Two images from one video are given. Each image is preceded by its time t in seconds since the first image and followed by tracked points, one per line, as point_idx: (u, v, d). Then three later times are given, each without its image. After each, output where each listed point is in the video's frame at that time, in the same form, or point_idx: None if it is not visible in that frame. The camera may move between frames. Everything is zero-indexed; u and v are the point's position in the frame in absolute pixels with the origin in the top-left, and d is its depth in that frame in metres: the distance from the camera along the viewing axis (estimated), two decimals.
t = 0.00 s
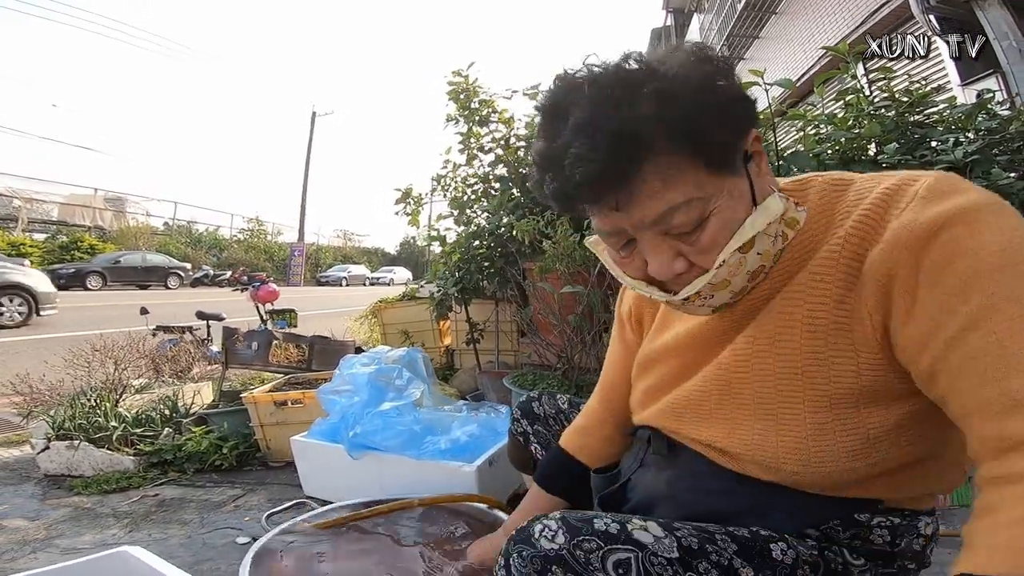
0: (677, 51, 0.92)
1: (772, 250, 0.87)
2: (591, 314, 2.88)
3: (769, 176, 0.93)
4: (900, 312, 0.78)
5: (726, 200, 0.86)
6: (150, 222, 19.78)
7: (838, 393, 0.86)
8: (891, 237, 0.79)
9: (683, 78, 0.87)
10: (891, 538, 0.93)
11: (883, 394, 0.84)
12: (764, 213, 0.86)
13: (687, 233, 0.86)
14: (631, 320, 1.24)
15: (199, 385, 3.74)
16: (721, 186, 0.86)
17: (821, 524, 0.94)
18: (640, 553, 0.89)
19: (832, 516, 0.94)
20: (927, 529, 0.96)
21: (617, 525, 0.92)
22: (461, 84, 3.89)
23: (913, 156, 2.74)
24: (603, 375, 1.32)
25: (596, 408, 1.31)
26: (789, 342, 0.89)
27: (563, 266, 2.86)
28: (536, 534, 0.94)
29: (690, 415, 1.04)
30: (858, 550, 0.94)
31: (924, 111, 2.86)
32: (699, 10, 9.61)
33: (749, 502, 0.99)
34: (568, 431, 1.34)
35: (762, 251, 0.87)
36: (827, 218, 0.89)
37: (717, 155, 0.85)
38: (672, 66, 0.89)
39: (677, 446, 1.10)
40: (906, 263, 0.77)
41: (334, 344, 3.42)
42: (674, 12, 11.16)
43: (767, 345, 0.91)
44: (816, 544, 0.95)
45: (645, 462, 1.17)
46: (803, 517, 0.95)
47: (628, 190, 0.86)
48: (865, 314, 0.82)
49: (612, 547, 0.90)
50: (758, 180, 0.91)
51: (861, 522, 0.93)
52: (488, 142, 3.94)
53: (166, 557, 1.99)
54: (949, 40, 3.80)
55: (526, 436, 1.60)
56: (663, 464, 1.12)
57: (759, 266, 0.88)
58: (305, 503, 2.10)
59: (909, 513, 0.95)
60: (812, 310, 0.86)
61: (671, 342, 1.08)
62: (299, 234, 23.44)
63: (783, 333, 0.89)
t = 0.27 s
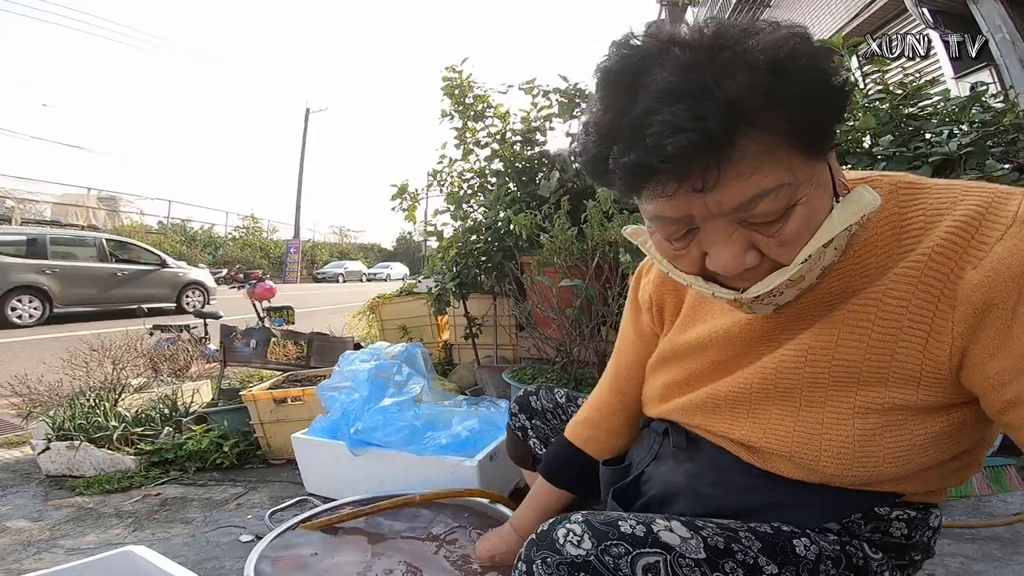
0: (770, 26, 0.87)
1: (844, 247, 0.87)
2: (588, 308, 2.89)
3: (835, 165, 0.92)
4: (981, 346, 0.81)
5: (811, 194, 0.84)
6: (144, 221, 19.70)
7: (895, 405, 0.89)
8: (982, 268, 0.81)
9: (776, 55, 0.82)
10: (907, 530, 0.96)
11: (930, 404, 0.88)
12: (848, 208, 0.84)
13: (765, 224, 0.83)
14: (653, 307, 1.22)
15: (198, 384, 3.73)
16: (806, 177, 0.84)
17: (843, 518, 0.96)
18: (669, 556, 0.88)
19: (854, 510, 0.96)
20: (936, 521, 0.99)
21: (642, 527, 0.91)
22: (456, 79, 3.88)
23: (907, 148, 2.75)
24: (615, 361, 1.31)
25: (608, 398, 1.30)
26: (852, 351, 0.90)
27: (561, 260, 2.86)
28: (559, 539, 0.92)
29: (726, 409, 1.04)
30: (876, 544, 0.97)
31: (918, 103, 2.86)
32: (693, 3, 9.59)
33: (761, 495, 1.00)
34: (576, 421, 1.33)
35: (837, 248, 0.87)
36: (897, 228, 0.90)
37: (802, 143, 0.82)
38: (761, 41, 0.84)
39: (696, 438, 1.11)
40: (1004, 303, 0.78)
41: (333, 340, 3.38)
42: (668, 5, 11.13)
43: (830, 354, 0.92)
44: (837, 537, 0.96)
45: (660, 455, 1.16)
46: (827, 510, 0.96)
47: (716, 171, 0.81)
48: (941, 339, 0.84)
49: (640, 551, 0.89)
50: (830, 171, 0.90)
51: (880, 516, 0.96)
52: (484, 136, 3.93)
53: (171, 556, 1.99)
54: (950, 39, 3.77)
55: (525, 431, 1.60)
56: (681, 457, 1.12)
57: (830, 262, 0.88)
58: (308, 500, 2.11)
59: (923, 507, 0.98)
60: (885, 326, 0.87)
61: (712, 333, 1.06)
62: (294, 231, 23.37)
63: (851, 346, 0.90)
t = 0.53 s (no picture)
0: (809, 9, 0.86)
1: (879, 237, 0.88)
2: (578, 304, 2.90)
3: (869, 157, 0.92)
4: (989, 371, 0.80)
5: (851, 181, 0.84)
6: (129, 221, 19.49)
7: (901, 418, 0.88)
8: (1005, 291, 0.79)
9: (815, 35, 0.82)
10: (900, 530, 0.98)
11: (937, 420, 0.88)
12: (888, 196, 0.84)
13: (798, 209, 0.83)
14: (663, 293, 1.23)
15: (186, 384, 3.71)
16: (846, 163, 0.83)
17: (837, 518, 0.97)
18: (663, 557, 0.89)
19: (849, 511, 0.97)
20: (928, 521, 1.01)
21: (636, 527, 0.92)
22: (444, 76, 3.86)
23: (892, 144, 2.77)
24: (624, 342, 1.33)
25: (612, 385, 1.32)
26: (860, 359, 0.89)
27: (551, 257, 2.86)
28: (553, 539, 0.93)
29: (730, 406, 1.05)
30: (870, 543, 0.98)
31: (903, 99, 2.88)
32: None
33: (756, 491, 1.02)
34: (579, 408, 1.36)
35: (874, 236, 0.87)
36: (924, 242, 0.88)
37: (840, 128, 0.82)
38: (798, 20, 0.84)
39: (696, 433, 1.13)
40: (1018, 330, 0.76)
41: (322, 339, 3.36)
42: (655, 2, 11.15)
43: (839, 360, 0.91)
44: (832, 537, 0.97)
45: (659, 449, 1.18)
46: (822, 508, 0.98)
47: (751, 149, 0.81)
48: (952, 355, 0.83)
49: (634, 552, 0.89)
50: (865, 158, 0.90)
51: (875, 516, 0.97)
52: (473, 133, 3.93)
53: (163, 558, 1.98)
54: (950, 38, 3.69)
55: (518, 425, 1.61)
56: (681, 451, 1.14)
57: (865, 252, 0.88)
58: (300, 500, 2.10)
59: (918, 508, 0.99)
60: (897, 338, 0.86)
61: (724, 326, 1.07)
62: (282, 230, 23.21)
63: (861, 355, 0.89)
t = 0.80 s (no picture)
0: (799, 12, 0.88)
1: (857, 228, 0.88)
2: (573, 300, 2.90)
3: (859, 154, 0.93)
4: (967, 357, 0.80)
5: (827, 168, 0.84)
6: (121, 220, 19.37)
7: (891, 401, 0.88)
8: (987, 273, 0.79)
9: (799, 32, 0.84)
10: (894, 523, 0.99)
11: (928, 405, 0.88)
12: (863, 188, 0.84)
13: (779, 190, 0.84)
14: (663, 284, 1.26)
15: (181, 384, 3.70)
16: (824, 150, 0.84)
17: (833, 509, 0.97)
18: (661, 552, 0.90)
19: (844, 502, 0.97)
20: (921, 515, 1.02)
21: (633, 523, 0.92)
22: (438, 73, 3.85)
23: (883, 140, 2.79)
24: (625, 335, 1.37)
25: (615, 372, 1.35)
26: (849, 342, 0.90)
27: (546, 254, 2.86)
28: (552, 535, 0.93)
29: (725, 390, 1.06)
30: (865, 535, 0.99)
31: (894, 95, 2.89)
32: None
33: (753, 486, 1.03)
34: (581, 398, 1.38)
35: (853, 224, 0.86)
36: (912, 229, 0.89)
37: (825, 115, 0.83)
38: (784, 19, 0.86)
39: (696, 424, 1.13)
40: (998, 311, 0.77)
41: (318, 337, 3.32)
42: None
43: (829, 344, 0.92)
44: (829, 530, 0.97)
45: (659, 438, 1.18)
46: (819, 499, 0.98)
47: (729, 129, 0.83)
48: (937, 338, 0.83)
49: (631, 547, 0.90)
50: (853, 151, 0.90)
51: (871, 508, 0.97)
52: (466, 130, 3.92)
53: (160, 558, 1.98)
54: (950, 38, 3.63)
55: (517, 420, 1.61)
56: (681, 441, 1.14)
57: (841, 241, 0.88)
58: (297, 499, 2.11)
59: (913, 502, 1.00)
60: (884, 322, 0.87)
61: (717, 312, 1.09)
62: (275, 228, 23.13)
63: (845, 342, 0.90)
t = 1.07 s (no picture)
0: (740, 49, 1.07)
1: (768, 215, 1.02)
2: (567, 297, 2.90)
3: (800, 161, 1.06)
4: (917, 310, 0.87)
5: (734, 162, 1.01)
6: (111, 219, 19.22)
7: (876, 348, 0.92)
8: (923, 228, 0.87)
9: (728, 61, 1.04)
10: (894, 509, 1.02)
11: (914, 351, 0.91)
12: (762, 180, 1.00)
13: (692, 177, 1.03)
14: (655, 283, 1.34)
15: (173, 384, 3.68)
16: (734, 150, 1.01)
17: (840, 492, 1.00)
18: (698, 560, 0.87)
19: (849, 484, 1.00)
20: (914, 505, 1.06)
21: (666, 531, 0.89)
22: (431, 71, 3.84)
23: (874, 138, 2.80)
24: (624, 339, 1.39)
25: (614, 373, 1.37)
26: (830, 297, 0.96)
27: (540, 251, 2.86)
28: (584, 551, 0.88)
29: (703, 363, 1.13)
30: (868, 521, 1.01)
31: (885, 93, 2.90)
32: None
33: (749, 483, 1.03)
34: (583, 397, 1.39)
35: (757, 212, 1.01)
36: (867, 206, 0.98)
37: (741, 120, 1.00)
38: (729, 54, 1.06)
39: (703, 412, 1.13)
40: (939, 240, 0.85)
41: (310, 337, 3.35)
42: None
43: (812, 302, 0.98)
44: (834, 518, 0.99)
45: (665, 427, 1.18)
46: (825, 483, 1.00)
47: (656, 127, 1.05)
48: (898, 278, 0.90)
49: (670, 557, 0.86)
50: (778, 159, 1.04)
51: (873, 492, 1.01)
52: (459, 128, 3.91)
53: (155, 558, 1.97)
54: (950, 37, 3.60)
55: (513, 418, 1.60)
56: (687, 428, 1.13)
57: (752, 225, 1.03)
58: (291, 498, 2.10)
59: (909, 489, 1.04)
60: (849, 274, 0.94)
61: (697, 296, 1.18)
62: (267, 227, 23.01)
63: (804, 306, 0.98)
